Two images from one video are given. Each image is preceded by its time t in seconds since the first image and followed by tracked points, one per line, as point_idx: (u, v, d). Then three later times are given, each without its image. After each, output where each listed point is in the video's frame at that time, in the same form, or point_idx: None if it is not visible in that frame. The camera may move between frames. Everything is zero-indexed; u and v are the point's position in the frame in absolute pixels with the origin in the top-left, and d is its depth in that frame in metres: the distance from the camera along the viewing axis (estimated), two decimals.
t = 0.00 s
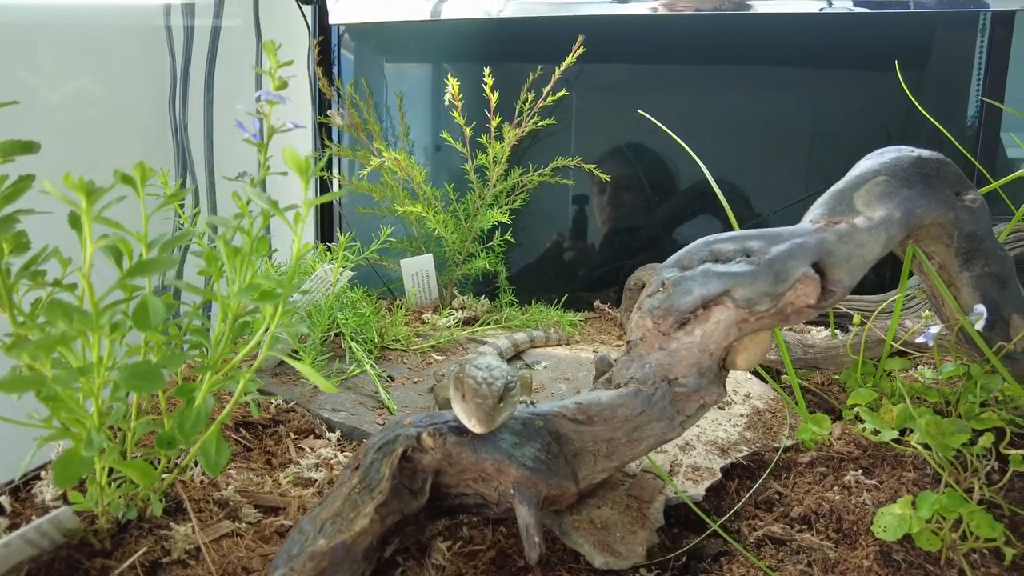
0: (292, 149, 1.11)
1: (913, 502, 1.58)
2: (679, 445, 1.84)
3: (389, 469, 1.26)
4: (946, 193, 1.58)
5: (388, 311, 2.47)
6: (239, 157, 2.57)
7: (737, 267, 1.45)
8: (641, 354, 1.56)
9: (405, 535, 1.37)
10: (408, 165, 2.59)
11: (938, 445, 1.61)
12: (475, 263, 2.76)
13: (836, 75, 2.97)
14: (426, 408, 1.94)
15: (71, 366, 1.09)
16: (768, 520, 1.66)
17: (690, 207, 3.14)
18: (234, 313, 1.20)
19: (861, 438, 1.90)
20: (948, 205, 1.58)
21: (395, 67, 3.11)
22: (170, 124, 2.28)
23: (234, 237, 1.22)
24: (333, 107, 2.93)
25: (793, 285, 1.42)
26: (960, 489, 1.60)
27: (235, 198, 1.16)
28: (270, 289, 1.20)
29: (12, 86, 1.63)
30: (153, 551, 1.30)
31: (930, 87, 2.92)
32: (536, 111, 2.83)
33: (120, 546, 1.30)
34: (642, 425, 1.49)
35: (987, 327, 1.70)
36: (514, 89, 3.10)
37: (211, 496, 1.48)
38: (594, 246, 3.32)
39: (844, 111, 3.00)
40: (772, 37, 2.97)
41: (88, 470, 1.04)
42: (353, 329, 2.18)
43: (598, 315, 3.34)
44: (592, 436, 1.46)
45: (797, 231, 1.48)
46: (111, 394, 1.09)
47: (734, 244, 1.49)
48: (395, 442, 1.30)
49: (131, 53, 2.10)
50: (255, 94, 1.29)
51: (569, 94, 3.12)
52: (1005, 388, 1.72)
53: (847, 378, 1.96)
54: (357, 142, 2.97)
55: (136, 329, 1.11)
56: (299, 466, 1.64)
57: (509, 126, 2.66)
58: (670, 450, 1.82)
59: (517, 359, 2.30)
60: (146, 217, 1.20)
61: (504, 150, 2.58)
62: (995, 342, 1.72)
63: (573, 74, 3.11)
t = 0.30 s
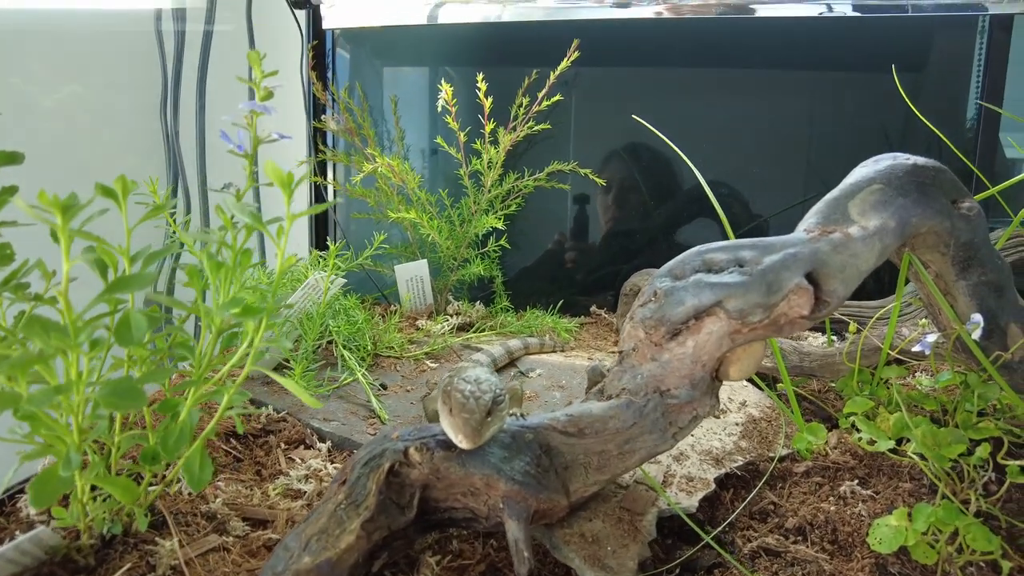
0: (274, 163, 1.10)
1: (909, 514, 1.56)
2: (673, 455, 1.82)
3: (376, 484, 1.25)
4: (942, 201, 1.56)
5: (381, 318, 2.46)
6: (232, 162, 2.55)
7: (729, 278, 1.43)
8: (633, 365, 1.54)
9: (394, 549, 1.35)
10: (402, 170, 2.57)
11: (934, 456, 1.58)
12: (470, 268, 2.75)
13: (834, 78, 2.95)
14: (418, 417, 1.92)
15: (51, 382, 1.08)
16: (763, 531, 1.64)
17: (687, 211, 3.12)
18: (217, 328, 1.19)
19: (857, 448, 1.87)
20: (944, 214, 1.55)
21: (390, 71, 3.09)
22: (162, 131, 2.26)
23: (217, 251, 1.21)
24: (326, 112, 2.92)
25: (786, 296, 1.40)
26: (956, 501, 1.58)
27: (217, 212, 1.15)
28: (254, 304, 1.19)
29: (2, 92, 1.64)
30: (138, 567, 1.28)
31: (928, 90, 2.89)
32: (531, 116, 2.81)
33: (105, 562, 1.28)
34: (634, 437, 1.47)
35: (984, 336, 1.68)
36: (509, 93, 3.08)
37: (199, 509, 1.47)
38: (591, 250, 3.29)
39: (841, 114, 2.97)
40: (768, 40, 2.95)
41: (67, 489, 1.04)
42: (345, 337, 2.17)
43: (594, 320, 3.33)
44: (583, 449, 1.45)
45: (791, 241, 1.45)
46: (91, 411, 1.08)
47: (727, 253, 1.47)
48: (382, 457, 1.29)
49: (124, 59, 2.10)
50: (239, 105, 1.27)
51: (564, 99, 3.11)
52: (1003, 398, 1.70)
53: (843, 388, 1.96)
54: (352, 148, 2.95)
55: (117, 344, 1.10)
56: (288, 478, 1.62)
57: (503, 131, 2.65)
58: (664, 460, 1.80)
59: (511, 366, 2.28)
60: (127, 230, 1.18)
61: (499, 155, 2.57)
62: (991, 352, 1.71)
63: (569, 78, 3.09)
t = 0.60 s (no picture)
0: (257, 181, 1.10)
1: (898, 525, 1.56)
2: (663, 465, 1.82)
3: (361, 498, 1.26)
4: (932, 212, 1.56)
5: (374, 325, 2.46)
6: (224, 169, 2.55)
7: (716, 290, 1.42)
8: (621, 376, 1.54)
9: (381, 562, 1.36)
10: (396, 177, 2.58)
11: (923, 467, 1.59)
12: (463, 274, 2.75)
13: (829, 82, 2.94)
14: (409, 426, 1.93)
15: (35, 399, 1.08)
16: (752, 541, 1.64)
17: (682, 216, 3.12)
18: (201, 344, 1.19)
19: (848, 457, 1.88)
20: (933, 225, 1.55)
21: (385, 77, 3.09)
22: (155, 139, 2.26)
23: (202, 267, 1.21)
24: (321, 117, 2.93)
25: (773, 309, 1.39)
26: (944, 513, 1.58)
27: (200, 229, 1.15)
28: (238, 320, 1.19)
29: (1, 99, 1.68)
30: None
31: (923, 95, 2.88)
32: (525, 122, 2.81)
33: None
34: (622, 449, 1.47)
35: (974, 347, 1.67)
36: (503, 98, 3.06)
37: (188, 521, 1.47)
38: (587, 255, 3.29)
39: (837, 118, 2.96)
40: (763, 45, 2.94)
41: (49, 508, 1.05)
42: (337, 345, 2.17)
43: (589, 326, 3.33)
44: (570, 461, 1.44)
45: (779, 252, 1.44)
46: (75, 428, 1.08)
47: (715, 264, 1.46)
48: (367, 471, 1.29)
49: (118, 66, 2.12)
50: (225, 119, 1.27)
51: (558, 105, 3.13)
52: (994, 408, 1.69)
53: (836, 396, 1.92)
54: (348, 154, 2.95)
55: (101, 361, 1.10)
56: (278, 489, 1.62)
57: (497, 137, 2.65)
58: (654, 470, 1.79)
59: (503, 374, 2.29)
60: (112, 247, 1.18)
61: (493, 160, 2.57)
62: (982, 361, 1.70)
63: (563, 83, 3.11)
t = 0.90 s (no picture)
0: (214, 210, 1.11)
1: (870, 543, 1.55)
2: (639, 481, 1.81)
3: (324, 522, 1.27)
4: (905, 231, 1.54)
5: (355, 336, 2.47)
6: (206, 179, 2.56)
7: (685, 310, 1.41)
8: (593, 395, 1.52)
9: None
10: (378, 187, 2.58)
11: (896, 485, 1.59)
12: (446, 284, 2.76)
13: (818, 89, 2.90)
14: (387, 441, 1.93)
15: None
16: (727, 559, 1.64)
17: (670, 223, 3.11)
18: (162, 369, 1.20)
19: (826, 473, 1.86)
20: (907, 244, 1.54)
21: (371, 85, 3.09)
22: (135, 150, 2.26)
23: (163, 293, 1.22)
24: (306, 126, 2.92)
25: (741, 330, 1.38)
26: (916, 532, 1.58)
27: (160, 258, 1.15)
28: (199, 347, 1.19)
29: None
30: None
31: (914, 101, 2.84)
32: (509, 130, 2.80)
33: None
34: (592, 469, 1.47)
35: (950, 365, 1.66)
36: (487, 107, 3.05)
37: (158, 539, 1.47)
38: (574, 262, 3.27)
39: (826, 125, 2.93)
40: (751, 49, 2.90)
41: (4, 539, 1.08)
42: (315, 357, 2.18)
43: (574, 334, 3.32)
44: (538, 481, 1.44)
45: (749, 272, 1.43)
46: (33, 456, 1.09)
47: (685, 283, 1.45)
48: (332, 493, 1.29)
49: (99, 76, 2.13)
50: (187, 143, 1.28)
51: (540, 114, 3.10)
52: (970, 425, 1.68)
53: (814, 411, 1.95)
54: (334, 162, 2.92)
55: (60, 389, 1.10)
56: (252, 505, 1.62)
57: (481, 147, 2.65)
58: (629, 486, 1.79)
59: (483, 386, 2.31)
60: (72, 272, 1.18)
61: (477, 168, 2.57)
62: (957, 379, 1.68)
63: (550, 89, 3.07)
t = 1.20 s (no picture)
0: (178, 227, 1.10)
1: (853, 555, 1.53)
2: (622, 490, 1.81)
3: (298, 537, 1.26)
4: (889, 241, 1.52)
5: (342, 340, 2.47)
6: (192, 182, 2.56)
7: (663, 322, 1.39)
8: (572, 406, 1.51)
9: None
10: (364, 190, 2.58)
11: (880, 496, 1.57)
12: (434, 287, 2.77)
13: (811, 89, 2.87)
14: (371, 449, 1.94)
15: None
16: (710, 568, 1.62)
17: (662, 225, 3.09)
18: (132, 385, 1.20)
19: (810, 482, 1.85)
20: (890, 255, 1.52)
21: (359, 84, 3.07)
22: (118, 153, 2.26)
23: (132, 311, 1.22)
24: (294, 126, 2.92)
25: (719, 343, 1.36)
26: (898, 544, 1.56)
27: (127, 274, 1.14)
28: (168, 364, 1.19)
29: None
30: None
31: (908, 102, 2.81)
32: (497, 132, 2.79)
33: None
34: (570, 481, 1.46)
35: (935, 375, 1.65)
36: (477, 108, 3.03)
37: (135, 551, 1.46)
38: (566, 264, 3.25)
39: (820, 125, 2.90)
40: (744, 49, 2.87)
41: None
42: (300, 364, 2.17)
43: (566, 336, 3.32)
44: (516, 494, 1.44)
45: (728, 284, 1.42)
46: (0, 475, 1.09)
47: (665, 295, 1.43)
48: (306, 508, 1.28)
49: (84, 79, 2.13)
50: (158, 156, 1.30)
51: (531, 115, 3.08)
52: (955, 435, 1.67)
53: (802, 417, 1.92)
54: (322, 164, 2.94)
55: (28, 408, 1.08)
56: (232, 514, 1.61)
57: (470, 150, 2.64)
58: (611, 495, 1.79)
59: (469, 391, 2.34)
60: (39, 289, 1.18)
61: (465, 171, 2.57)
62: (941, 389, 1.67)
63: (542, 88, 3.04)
